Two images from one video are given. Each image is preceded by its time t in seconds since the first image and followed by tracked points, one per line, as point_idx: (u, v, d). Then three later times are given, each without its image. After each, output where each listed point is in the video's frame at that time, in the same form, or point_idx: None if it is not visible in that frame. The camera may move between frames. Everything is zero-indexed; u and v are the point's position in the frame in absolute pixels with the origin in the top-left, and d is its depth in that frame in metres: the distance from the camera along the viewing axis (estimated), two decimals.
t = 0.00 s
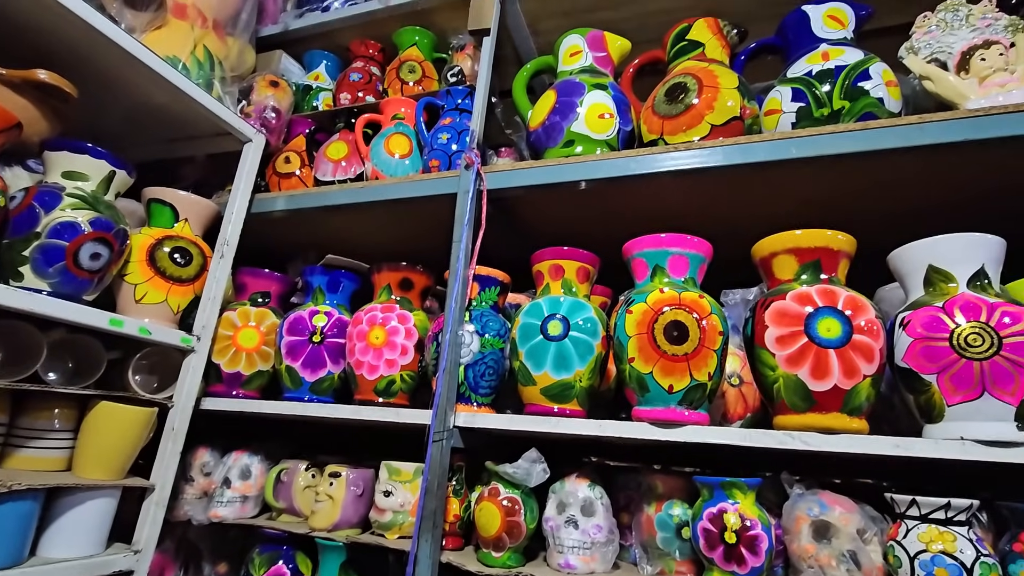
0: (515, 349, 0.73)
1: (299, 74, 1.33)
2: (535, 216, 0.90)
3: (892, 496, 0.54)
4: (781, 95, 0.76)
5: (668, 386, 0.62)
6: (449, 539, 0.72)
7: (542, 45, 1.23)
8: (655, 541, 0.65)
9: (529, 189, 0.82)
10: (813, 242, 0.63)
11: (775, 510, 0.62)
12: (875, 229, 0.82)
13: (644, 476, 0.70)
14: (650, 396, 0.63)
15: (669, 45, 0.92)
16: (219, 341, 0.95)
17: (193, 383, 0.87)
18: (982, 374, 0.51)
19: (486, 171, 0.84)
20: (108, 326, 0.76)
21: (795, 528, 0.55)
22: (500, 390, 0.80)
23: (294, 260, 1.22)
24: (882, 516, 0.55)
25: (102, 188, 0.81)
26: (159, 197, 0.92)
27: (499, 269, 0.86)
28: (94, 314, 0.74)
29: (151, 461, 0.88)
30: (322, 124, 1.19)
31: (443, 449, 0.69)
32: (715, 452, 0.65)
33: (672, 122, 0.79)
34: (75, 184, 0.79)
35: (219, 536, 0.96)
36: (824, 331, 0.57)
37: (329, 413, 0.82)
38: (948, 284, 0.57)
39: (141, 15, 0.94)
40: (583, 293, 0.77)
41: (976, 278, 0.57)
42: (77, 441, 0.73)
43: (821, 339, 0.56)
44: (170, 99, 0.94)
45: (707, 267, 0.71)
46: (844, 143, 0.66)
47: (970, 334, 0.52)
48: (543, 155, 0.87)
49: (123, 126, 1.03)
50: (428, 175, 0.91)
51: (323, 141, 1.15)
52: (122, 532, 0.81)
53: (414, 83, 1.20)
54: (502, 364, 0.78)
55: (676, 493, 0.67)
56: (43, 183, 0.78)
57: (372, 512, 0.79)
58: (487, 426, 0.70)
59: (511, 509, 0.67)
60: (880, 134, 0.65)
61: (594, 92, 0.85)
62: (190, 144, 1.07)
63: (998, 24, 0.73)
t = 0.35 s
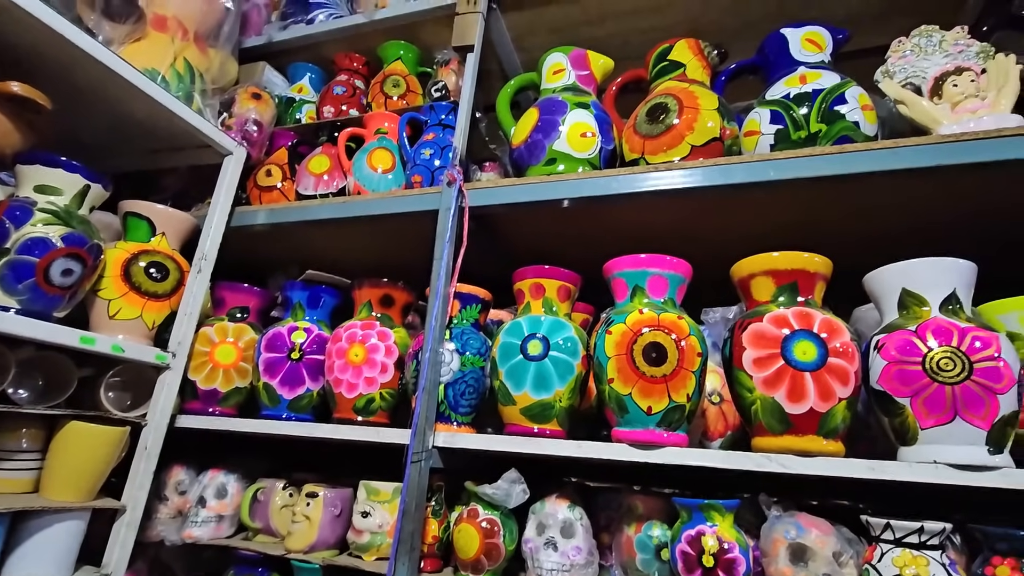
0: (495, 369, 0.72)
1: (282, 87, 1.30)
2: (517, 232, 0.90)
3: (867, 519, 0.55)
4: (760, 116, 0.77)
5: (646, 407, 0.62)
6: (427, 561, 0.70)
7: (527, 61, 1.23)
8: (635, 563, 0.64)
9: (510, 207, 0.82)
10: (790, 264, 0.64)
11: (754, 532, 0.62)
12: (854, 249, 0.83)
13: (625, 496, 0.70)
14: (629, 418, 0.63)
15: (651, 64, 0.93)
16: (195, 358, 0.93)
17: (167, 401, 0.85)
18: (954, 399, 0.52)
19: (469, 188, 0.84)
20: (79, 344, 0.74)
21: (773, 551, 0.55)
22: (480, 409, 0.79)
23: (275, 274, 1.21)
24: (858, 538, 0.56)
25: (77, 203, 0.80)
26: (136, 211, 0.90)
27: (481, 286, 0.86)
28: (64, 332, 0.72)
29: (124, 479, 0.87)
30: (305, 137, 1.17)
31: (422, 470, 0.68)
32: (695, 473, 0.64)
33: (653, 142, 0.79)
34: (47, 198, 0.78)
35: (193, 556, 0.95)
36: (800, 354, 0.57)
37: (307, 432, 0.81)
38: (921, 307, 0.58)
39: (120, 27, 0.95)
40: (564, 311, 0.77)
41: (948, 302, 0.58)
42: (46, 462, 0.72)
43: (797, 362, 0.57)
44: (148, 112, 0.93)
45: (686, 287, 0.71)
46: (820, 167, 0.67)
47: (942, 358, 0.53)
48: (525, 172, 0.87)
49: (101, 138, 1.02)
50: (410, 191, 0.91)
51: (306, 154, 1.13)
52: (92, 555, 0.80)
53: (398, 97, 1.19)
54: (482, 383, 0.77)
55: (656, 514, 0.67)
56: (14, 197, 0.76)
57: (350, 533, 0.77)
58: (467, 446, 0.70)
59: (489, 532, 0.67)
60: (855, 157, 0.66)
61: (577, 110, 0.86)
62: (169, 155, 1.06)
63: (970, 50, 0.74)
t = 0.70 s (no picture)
0: (482, 385, 0.72)
1: (271, 98, 1.31)
2: (505, 246, 0.90)
3: (852, 538, 0.55)
4: (745, 133, 0.77)
5: (632, 425, 0.62)
6: None
7: (516, 74, 1.24)
8: None
9: (497, 222, 0.82)
10: (775, 280, 0.64)
11: (740, 549, 0.62)
12: (840, 262, 0.83)
13: (612, 511, 0.70)
14: (615, 435, 0.63)
15: (639, 79, 0.93)
16: (180, 373, 0.92)
17: (151, 418, 0.85)
18: (937, 417, 0.52)
19: (456, 202, 0.84)
20: (60, 361, 0.73)
21: (758, 569, 0.55)
22: (467, 425, 0.79)
23: (263, 286, 1.20)
24: (844, 557, 0.56)
25: (59, 217, 0.79)
26: (121, 224, 0.90)
27: (469, 300, 0.86)
28: (45, 349, 0.72)
29: (106, 497, 0.86)
30: (294, 150, 1.16)
31: (407, 488, 0.68)
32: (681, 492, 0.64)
33: (640, 158, 0.80)
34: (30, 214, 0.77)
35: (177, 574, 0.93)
36: (785, 372, 0.57)
37: (293, 449, 0.80)
38: (905, 325, 0.58)
39: (105, 39, 0.91)
40: (552, 327, 0.76)
41: (931, 320, 0.58)
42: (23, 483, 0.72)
43: (783, 380, 0.57)
44: (133, 126, 0.92)
45: (673, 303, 0.71)
46: (804, 184, 0.68)
47: (925, 376, 0.53)
48: (513, 186, 0.87)
49: (86, 150, 1.02)
50: (398, 205, 0.90)
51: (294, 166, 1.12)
52: None
53: (388, 110, 1.19)
54: (469, 399, 0.77)
55: (643, 532, 0.66)
56: None
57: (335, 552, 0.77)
58: (453, 463, 0.69)
59: (475, 551, 0.67)
60: (838, 175, 0.67)
61: (564, 126, 0.86)
62: (156, 168, 1.05)
63: (951, 68, 0.76)
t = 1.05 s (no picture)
0: (474, 399, 0.72)
1: (265, 110, 1.31)
2: (497, 258, 0.91)
3: (842, 552, 0.55)
4: (734, 146, 0.78)
5: (624, 439, 0.62)
6: None
7: (509, 86, 1.24)
8: None
9: (489, 235, 0.83)
10: (765, 294, 0.64)
11: (732, 563, 0.62)
12: (830, 272, 0.84)
13: (605, 525, 0.69)
14: (607, 450, 0.63)
15: (630, 92, 0.94)
16: (173, 387, 0.92)
17: (143, 432, 0.85)
18: (925, 431, 0.52)
19: (448, 215, 0.85)
20: (51, 379, 0.73)
21: None
22: (460, 439, 0.79)
23: (256, 298, 1.20)
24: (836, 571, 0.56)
25: (50, 233, 0.79)
26: (113, 239, 0.89)
27: (461, 313, 0.86)
28: (35, 367, 0.71)
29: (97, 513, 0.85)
30: (287, 162, 1.16)
31: (399, 503, 0.67)
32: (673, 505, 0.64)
33: (631, 171, 0.80)
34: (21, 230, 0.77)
35: None
36: (774, 387, 0.57)
37: (285, 464, 0.80)
38: (894, 338, 0.59)
39: (97, 55, 0.91)
40: (543, 340, 0.76)
41: (919, 333, 0.58)
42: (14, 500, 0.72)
43: (772, 394, 0.57)
44: (126, 140, 0.92)
45: (664, 316, 0.71)
46: (793, 198, 0.68)
47: (913, 390, 0.54)
48: (505, 199, 0.87)
49: (79, 164, 1.02)
50: (390, 219, 0.91)
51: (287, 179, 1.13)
52: None
53: (380, 122, 1.19)
54: (462, 413, 0.77)
55: (635, 545, 0.66)
56: None
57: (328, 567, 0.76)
58: (445, 478, 0.69)
59: (468, 566, 0.67)
60: (826, 189, 0.67)
61: (555, 139, 0.86)
62: (148, 181, 1.05)
63: (938, 81, 0.76)
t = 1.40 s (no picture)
0: (464, 409, 0.72)
1: (257, 120, 1.30)
2: (488, 266, 0.91)
3: (828, 560, 0.56)
4: (722, 155, 0.79)
5: (612, 449, 0.62)
6: None
7: (500, 94, 1.25)
8: None
9: (479, 245, 0.83)
10: (752, 304, 0.65)
11: (720, 569, 0.63)
12: (818, 278, 0.84)
13: (596, 533, 0.70)
14: (596, 459, 0.63)
15: (619, 100, 0.95)
16: (165, 398, 0.92)
17: (134, 444, 0.85)
18: (908, 440, 0.53)
19: (439, 225, 0.85)
20: (41, 392, 0.73)
21: None
22: (451, 448, 0.79)
23: (248, 307, 1.20)
24: None
25: (40, 245, 0.79)
26: (104, 250, 0.89)
27: (452, 322, 0.86)
28: (25, 381, 0.71)
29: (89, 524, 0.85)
30: (279, 171, 1.17)
31: (390, 514, 0.68)
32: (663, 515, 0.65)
33: (620, 181, 0.81)
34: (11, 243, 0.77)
35: None
36: (760, 397, 0.58)
37: (277, 474, 0.80)
38: (878, 348, 0.59)
39: (87, 66, 0.92)
40: (534, 350, 0.77)
41: (903, 342, 0.59)
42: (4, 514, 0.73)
43: (758, 404, 0.58)
44: (116, 151, 0.92)
45: (653, 325, 0.72)
46: (779, 208, 0.69)
47: (896, 400, 0.54)
48: (496, 209, 0.88)
49: (70, 174, 1.01)
50: (381, 228, 0.91)
51: (279, 187, 1.13)
52: None
53: (372, 131, 1.19)
54: (453, 422, 0.77)
55: (625, 554, 0.67)
56: None
57: None
58: (436, 488, 0.70)
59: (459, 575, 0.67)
60: (811, 199, 0.68)
61: (544, 149, 0.87)
62: (140, 191, 1.05)
63: (923, 90, 0.77)
